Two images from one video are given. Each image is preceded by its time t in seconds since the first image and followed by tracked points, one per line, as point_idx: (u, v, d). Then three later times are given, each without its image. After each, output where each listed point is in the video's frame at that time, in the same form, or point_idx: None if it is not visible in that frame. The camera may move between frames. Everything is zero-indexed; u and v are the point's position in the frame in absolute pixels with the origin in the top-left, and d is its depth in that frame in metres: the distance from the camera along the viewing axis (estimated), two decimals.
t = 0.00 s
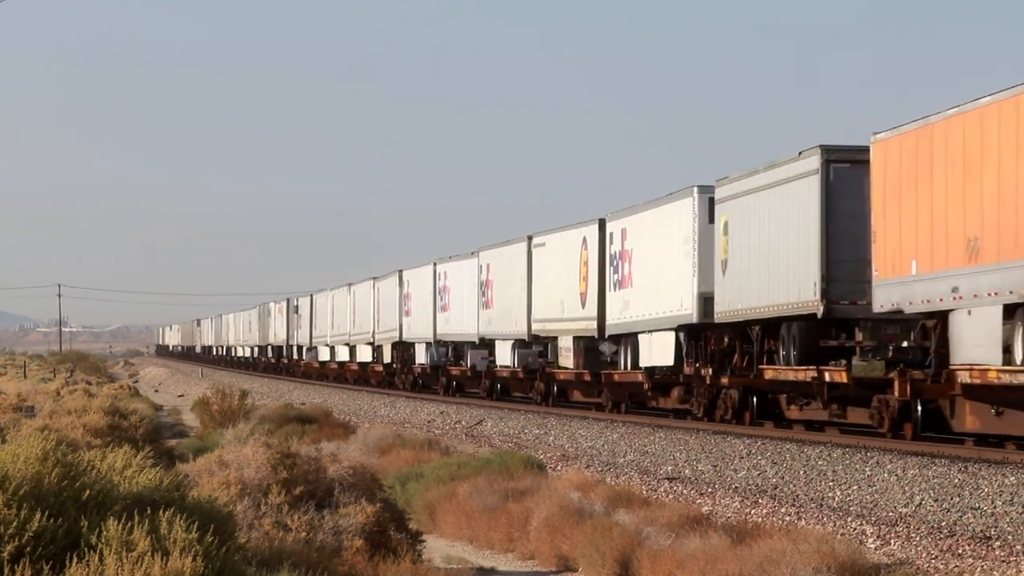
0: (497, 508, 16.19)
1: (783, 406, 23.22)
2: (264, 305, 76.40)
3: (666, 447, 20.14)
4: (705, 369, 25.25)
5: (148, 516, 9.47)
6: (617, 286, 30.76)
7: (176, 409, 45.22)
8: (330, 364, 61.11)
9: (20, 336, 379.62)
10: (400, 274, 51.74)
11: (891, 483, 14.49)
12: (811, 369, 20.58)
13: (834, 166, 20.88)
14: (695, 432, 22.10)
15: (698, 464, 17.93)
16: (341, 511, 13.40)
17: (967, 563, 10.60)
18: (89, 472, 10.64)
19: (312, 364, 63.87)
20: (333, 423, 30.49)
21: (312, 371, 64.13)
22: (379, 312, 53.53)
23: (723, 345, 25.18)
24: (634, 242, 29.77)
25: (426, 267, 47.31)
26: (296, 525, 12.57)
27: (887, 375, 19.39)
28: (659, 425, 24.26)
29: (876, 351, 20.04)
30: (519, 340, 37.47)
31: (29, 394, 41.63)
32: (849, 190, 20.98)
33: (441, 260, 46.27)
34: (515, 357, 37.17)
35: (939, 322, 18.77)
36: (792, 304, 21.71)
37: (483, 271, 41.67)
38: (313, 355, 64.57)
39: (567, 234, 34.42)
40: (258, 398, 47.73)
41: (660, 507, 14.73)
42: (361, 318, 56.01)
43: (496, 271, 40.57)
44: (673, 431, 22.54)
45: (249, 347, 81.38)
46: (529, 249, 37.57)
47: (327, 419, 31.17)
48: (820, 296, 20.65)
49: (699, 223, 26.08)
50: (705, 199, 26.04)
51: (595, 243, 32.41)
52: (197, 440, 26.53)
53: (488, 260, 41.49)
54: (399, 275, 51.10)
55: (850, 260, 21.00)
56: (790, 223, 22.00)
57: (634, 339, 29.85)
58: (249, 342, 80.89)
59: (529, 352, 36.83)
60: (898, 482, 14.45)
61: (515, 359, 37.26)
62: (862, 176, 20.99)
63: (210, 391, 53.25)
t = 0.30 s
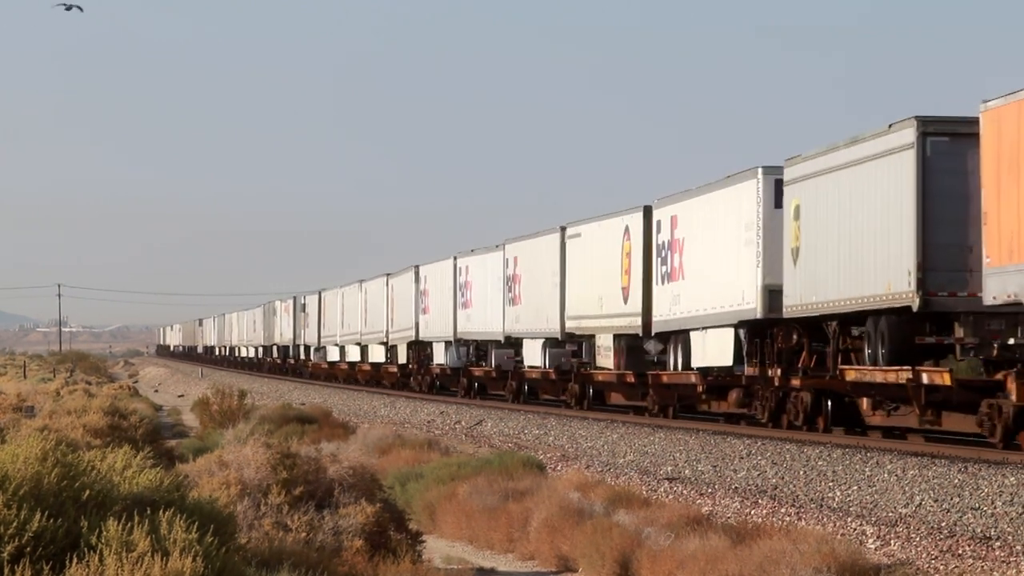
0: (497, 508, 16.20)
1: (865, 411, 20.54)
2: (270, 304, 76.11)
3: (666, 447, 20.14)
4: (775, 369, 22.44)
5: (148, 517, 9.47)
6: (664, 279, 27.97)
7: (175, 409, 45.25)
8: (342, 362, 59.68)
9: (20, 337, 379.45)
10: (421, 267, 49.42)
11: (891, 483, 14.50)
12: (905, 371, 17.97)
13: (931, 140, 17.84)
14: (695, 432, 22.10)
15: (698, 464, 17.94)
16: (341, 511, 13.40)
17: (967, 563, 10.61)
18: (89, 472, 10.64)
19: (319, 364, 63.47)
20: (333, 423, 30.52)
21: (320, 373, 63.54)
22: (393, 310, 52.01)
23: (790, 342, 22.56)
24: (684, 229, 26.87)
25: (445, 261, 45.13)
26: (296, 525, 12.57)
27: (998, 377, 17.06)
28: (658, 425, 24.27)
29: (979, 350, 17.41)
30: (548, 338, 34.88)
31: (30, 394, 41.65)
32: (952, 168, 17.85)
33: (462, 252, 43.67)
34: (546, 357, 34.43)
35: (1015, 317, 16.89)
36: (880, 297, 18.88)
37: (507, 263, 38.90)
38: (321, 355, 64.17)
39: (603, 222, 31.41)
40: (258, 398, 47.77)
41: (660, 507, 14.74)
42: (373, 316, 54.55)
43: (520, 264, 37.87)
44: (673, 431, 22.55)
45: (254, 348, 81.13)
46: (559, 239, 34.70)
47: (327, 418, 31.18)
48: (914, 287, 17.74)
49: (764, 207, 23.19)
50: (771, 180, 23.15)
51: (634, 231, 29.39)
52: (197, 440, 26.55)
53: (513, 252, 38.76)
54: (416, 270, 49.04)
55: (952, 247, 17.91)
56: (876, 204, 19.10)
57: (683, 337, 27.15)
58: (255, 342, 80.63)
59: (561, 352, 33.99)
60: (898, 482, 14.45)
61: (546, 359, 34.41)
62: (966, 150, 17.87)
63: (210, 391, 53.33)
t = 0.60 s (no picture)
0: (497, 508, 16.20)
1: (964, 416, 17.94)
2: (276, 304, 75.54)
3: (666, 447, 20.13)
4: (860, 370, 19.89)
5: (148, 517, 9.48)
6: (725, 271, 25.33)
7: (175, 409, 45.25)
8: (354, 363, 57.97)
9: (21, 337, 379.41)
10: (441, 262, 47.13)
11: (891, 483, 14.50)
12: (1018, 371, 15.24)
13: None
14: (695, 432, 22.09)
15: (698, 464, 17.93)
16: (341, 511, 13.40)
17: (967, 564, 10.61)
18: (89, 473, 10.64)
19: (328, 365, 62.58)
20: (333, 423, 30.51)
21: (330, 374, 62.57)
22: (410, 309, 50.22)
23: (874, 339, 19.99)
24: (749, 216, 24.17)
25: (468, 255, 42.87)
26: (295, 525, 12.57)
27: None
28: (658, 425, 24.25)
29: None
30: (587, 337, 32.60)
31: (30, 394, 41.66)
32: None
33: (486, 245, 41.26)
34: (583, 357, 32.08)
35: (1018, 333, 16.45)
36: (991, 289, 16.32)
37: (542, 256, 36.41)
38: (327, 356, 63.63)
39: (656, 209, 28.82)
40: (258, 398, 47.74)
41: (660, 507, 14.74)
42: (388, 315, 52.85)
43: (554, 256, 35.43)
44: (673, 431, 22.54)
45: (260, 348, 80.71)
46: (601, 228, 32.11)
47: (327, 418, 31.17)
48: None
49: (843, 190, 20.48)
50: (850, 159, 20.36)
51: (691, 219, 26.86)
52: (197, 439, 26.54)
53: (546, 244, 36.27)
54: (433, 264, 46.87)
55: None
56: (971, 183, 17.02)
57: (746, 333, 24.52)
58: (260, 342, 80.18)
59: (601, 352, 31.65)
60: (898, 482, 14.45)
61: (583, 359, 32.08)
62: None
63: (210, 391, 53.37)
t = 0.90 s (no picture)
0: (497, 508, 16.19)
1: None
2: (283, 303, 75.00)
3: (666, 447, 20.13)
4: (969, 371, 17.36)
5: (149, 517, 9.47)
6: (797, 260, 22.27)
7: (175, 409, 45.26)
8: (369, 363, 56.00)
9: (22, 337, 379.33)
10: (462, 258, 44.30)
11: (891, 483, 14.50)
12: None
13: None
14: (695, 432, 22.08)
15: (698, 464, 17.93)
16: (341, 511, 13.40)
17: (967, 564, 10.60)
18: (89, 472, 10.64)
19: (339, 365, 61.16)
20: (333, 423, 30.49)
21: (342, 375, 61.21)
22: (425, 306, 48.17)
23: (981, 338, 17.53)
24: (825, 199, 21.09)
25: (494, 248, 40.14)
26: (295, 525, 12.56)
27: None
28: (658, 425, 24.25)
29: None
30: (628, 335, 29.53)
31: (29, 394, 41.67)
32: None
33: (513, 238, 38.37)
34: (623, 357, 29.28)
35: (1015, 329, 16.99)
36: None
37: (577, 250, 33.36)
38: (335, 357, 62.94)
39: (709, 194, 25.70)
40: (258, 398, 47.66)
41: (660, 507, 14.73)
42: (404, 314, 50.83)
43: (590, 248, 32.36)
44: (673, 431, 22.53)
45: (265, 348, 80.26)
46: (645, 217, 29.00)
47: (327, 419, 31.16)
48: None
49: (941, 168, 17.51)
50: (951, 133, 17.47)
51: (753, 204, 23.73)
52: (197, 440, 26.54)
53: (581, 236, 33.22)
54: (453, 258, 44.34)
55: None
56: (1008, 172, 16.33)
57: (822, 331, 21.73)
58: (266, 342, 79.72)
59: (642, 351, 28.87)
60: (898, 482, 14.45)
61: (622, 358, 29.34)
62: None
63: (210, 392, 53.40)
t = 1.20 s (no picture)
0: (497, 508, 16.19)
1: None
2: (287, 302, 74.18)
3: (666, 447, 20.13)
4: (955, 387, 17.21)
5: (149, 517, 9.47)
6: (887, 247, 18.91)
7: (176, 409, 45.28)
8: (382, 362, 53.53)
9: (21, 337, 379.16)
10: (483, 250, 41.39)
11: (891, 483, 14.49)
12: None
13: None
14: (694, 432, 22.09)
15: (698, 464, 17.92)
16: (341, 511, 13.40)
17: (967, 563, 10.60)
18: (89, 472, 10.63)
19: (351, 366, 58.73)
20: (332, 422, 30.48)
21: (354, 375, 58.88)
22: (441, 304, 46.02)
23: None
24: (921, 175, 17.79)
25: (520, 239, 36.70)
26: (295, 525, 12.56)
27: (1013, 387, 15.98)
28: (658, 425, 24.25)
29: None
30: (680, 332, 26.53)
31: (30, 393, 41.65)
32: None
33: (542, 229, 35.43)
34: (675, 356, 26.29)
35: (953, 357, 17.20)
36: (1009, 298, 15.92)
37: (615, 240, 30.26)
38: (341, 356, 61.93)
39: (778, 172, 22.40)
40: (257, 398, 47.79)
41: (660, 507, 14.73)
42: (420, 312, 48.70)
43: (633, 238, 29.17)
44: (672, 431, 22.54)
45: (269, 347, 79.60)
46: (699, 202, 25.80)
47: (327, 418, 31.15)
48: None
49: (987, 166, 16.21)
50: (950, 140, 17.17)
51: (831, 183, 20.55)
52: (197, 439, 26.53)
53: (624, 225, 29.90)
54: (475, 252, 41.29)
55: None
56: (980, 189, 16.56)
57: (919, 327, 18.47)
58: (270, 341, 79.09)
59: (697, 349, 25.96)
60: (898, 482, 14.45)
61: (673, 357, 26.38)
62: None
63: (210, 391, 53.45)
